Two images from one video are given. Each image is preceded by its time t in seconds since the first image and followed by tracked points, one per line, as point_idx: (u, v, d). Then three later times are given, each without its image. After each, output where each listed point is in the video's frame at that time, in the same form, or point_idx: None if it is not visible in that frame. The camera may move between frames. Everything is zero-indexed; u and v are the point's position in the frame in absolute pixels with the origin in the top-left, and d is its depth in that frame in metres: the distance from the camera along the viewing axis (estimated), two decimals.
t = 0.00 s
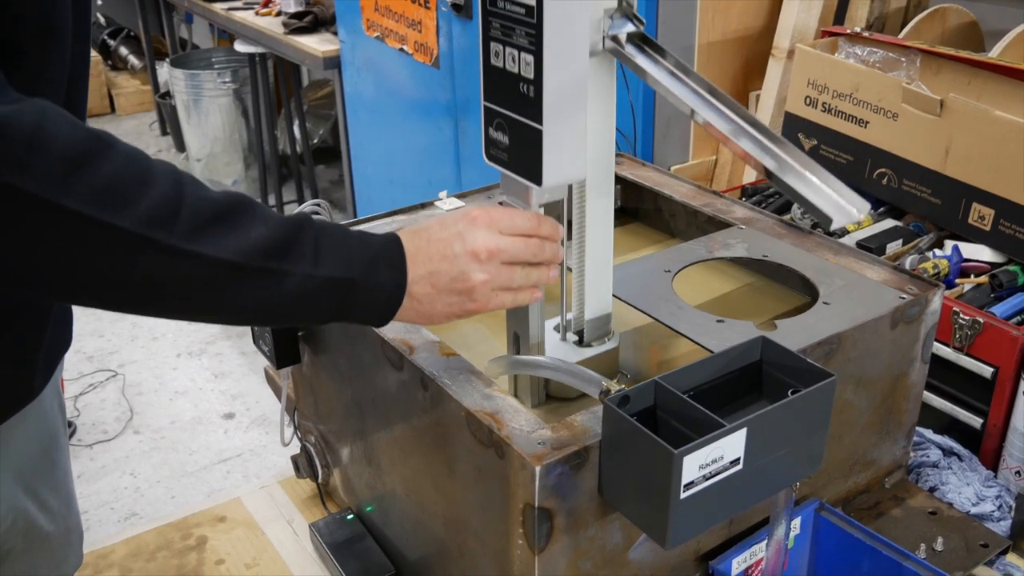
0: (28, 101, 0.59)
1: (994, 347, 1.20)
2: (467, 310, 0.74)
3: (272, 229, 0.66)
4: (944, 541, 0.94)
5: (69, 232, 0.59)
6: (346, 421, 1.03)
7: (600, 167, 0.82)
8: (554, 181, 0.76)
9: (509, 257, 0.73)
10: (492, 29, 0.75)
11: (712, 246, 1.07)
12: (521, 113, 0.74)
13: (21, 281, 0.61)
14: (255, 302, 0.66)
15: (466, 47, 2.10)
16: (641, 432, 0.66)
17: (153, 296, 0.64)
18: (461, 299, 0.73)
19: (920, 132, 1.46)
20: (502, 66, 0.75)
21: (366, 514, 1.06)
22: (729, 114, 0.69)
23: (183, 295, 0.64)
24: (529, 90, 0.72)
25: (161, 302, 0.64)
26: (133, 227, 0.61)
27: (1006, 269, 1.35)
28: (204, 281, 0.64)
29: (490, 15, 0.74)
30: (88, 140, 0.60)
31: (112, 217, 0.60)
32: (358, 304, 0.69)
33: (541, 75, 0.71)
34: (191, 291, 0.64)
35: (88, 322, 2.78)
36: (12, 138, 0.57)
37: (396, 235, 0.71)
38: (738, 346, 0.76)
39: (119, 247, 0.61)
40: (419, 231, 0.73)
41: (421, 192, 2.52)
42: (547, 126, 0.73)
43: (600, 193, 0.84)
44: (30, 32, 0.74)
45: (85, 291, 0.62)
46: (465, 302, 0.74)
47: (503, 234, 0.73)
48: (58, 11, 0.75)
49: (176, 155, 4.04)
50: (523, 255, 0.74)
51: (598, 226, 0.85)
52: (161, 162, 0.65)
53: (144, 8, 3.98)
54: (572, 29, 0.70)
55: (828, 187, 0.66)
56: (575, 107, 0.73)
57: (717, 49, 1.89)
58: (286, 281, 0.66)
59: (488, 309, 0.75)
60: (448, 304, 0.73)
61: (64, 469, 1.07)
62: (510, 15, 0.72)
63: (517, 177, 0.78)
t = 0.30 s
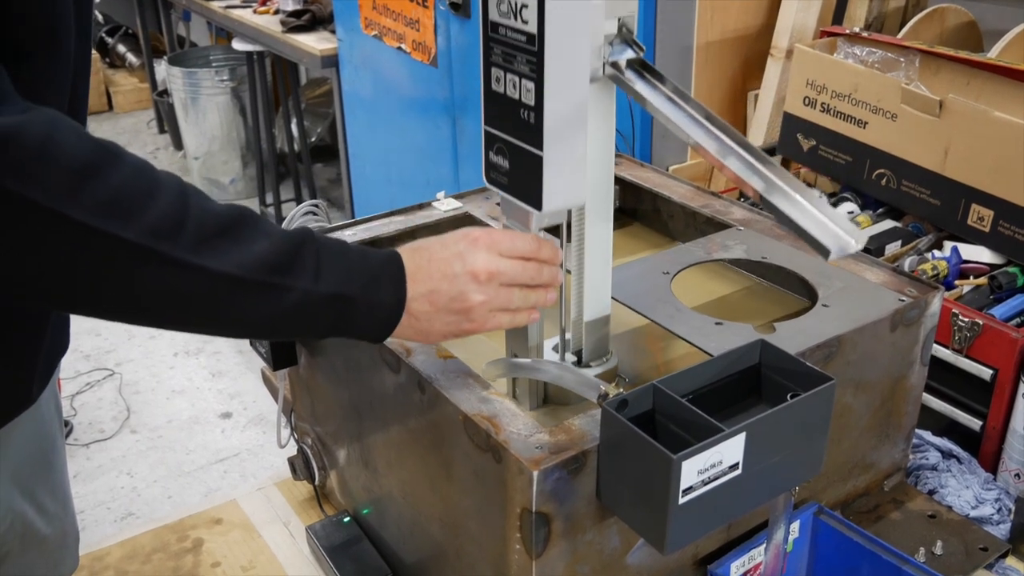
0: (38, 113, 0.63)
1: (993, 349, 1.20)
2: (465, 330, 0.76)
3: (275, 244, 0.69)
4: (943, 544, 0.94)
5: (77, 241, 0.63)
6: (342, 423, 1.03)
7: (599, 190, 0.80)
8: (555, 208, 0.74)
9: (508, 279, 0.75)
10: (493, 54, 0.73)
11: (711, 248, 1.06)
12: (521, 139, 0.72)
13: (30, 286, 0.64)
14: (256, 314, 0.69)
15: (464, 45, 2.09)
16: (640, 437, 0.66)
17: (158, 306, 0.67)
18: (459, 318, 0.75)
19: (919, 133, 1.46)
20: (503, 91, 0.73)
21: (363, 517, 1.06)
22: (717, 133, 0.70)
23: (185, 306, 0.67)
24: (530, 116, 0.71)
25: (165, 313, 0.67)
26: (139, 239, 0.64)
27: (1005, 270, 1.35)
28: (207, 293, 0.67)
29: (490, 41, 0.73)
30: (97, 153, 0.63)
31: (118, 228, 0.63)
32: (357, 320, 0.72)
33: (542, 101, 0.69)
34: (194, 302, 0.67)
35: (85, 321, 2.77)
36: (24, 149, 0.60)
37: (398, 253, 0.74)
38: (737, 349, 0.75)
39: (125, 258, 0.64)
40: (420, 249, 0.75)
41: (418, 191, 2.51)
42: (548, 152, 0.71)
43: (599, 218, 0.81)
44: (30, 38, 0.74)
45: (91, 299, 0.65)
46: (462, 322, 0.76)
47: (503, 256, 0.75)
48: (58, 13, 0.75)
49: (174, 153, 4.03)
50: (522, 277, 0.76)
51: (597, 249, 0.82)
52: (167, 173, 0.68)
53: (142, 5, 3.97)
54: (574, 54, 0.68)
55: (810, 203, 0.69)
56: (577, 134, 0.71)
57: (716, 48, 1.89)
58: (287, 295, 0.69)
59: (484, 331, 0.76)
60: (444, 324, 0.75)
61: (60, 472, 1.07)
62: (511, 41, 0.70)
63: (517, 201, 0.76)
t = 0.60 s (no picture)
0: (47, 128, 0.63)
1: (995, 363, 1.20)
2: (467, 356, 0.76)
3: (281, 263, 0.69)
4: (945, 560, 0.93)
5: (86, 258, 0.63)
6: (342, 435, 1.03)
7: (601, 233, 0.80)
8: (559, 244, 0.75)
9: (510, 307, 0.75)
10: (497, 90, 0.74)
11: (712, 261, 1.07)
12: (525, 176, 0.73)
13: (36, 302, 0.64)
14: (260, 333, 0.69)
15: (464, 53, 2.10)
16: (641, 454, 0.66)
17: (163, 323, 0.67)
18: (461, 344, 0.75)
19: (921, 145, 1.46)
20: (507, 128, 0.74)
21: (363, 530, 1.05)
22: (711, 163, 0.71)
23: (190, 323, 0.67)
24: (535, 153, 0.72)
25: (170, 329, 0.67)
26: (147, 255, 0.64)
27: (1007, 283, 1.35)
28: (213, 311, 0.67)
29: (494, 78, 0.74)
30: (106, 169, 0.64)
31: (128, 245, 0.64)
32: (362, 338, 0.72)
33: (547, 140, 0.70)
34: (199, 320, 0.67)
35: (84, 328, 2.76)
36: (34, 164, 0.61)
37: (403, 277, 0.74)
38: (739, 365, 0.75)
39: (132, 274, 0.64)
40: (427, 273, 0.75)
41: (418, 199, 2.51)
42: (552, 191, 0.72)
43: (604, 253, 0.81)
44: (32, 51, 0.74)
45: (97, 314, 0.66)
46: (464, 348, 0.75)
47: (508, 283, 0.75)
48: (60, 26, 0.75)
49: (174, 158, 4.03)
50: (525, 305, 0.75)
51: (600, 286, 0.82)
52: (175, 190, 0.68)
53: (143, 10, 3.97)
54: (578, 93, 0.69)
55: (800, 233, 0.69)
56: (580, 172, 0.72)
57: (716, 58, 1.89)
58: (292, 314, 0.69)
59: (485, 355, 0.76)
60: (447, 347, 0.75)
61: (61, 485, 1.06)
62: (516, 79, 0.71)
63: (520, 235, 0.77)
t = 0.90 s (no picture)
0: (60, 138, 0.63)
1: (1000, 370, 1.20)
2: (470, 371, 0.78)
3: (290, 274, 0.70)
4: (949, 568, 0.93)
5: (98, 268, 0.63)
6: (345, 441, 1.03)
7: (606, 248, 0.81)
8: (564, 263, 0.77)
9: (516, 324, 0.77)
10: (504, 112, 0.76)
11: (715, 268, 1.07)
12: (532, 196, 0.75)
13: (47, 311, 0.64)
14: (268, 343, 0.69)
15: (468, 57, 2.10)
16: (645, 463, 0.65)
17: (172, 333, 0.67)
18: (464, 358, 0.77)
19: (925, 151, 1.45)
20: (515, 148, 0.76)
21: (366, 536, 1.05)
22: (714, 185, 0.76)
23: (199, 333, 0.67)
24: (542, 174, 0.73)
25: (179, 339, 0.68)
26: (159, 267, 0.64)
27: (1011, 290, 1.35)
28: (222, 321, 0.67)
29: (502, 99, 0.76)
30: (118, 180, 0.64)
31: (141, 256, 0.64)
32: (368, 347, 0.73)
33: (553, 161, 0.72)
34: (208, 330, 0.67)
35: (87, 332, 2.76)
36: (46, 174, 0.60)
37: (408, 291, 0.76)
38: (743, 373, 0.75)
39: (143, 285, 0.64)
40: (434, 288, 0.77)
41: (420, 203, 2.52)
42: (558, 211, 0.74)
43: (607, 273, 0.83)
44: (39, 59, 0.74)
45: (107, 324, 0.66)
46: (468, 363, 0.77)
47: (514, 300, 0.77)
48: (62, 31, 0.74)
49: (177, 161, 4.03)
50: (530, 323, 0.78)
51: (604, 302, 0.83)
52: (186, 202, 0.69)
53: (145, 14, 3.97)
54: (586, 117, 0.71)
55: (793, 250, 0.75)
56: (586, 193, 0.74)
57: (719, 64, 1.89)
58: (300, 325, 0.70)
59: (490, 370, 0.78)
60: (450, 361, 0.77)
61: (66, 491, 1.06)
62: (524, 101, 0.73)
63: (526, 255, 0.79)
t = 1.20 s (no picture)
0: (69, 143, 0.64)
1: (1002, 376, 1.20)
2: (477, 375, 0.79)
3: (296, 277, 0.70)
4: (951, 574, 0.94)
5: (105, 271, 0.64)
6: (350, 446, 1.03)
7: (611, 256, 0.81)
8: (569, 270, 0.77)
9: (523, 329, 0.78)
10: (511, 119, 0.76)
11: (717, 275, 1.07)
12: (539, 203, 0.76)
13: (58, 316, 0.65)
14: (274, 346, 0.70)
15: (472, 62, 2.11)
16: (649, 470, 0.66)
17: (178, 337, 0.68)
18: (471, 363, 0.78)
19: (928, 158, 1.46)
20: (521, 156, 0.76)
21: (370, 541, 1.06)
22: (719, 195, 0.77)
23: (205, 335, 0.68)
24: (548, 181, 0.74)
25: (185, 341, 0.68)
26: (165, 267, 0.65)
27: (1013, 297, 1.36)
28: (228, 323, 0.68)
29: (509, 107, 0.76)
30: (126, 184, 0.65)
31: (147, 257, 0.65)
32: (373, 348, 0.74)
33: (560, 168, 0.72)
34: (214, 332, 0.68)
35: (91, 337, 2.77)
36: (55, 179, 0.61)
37: (415, 295, 0.76)
38: (745, 381, 0.76)
39: (150, 287, 0.65)
40: (441, 293, 0.78)
41: (424, 208, 2.52)
42: (564, 218, 0.74)
43: (613, 281, 0.82)
44: (47, 67, 0.75)
45: (114, 326, 0.66)
46: (475, 367, 0.78)
47: (522, 306, 0.78)
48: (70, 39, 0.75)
49: (181, 166, 4.04)
50: (537, 329, 0.78)
51: (609, 309, 0.83)
52: (193, 205, 0.69)
53: (150, 18, 3.98)
54: (594, 125, 0.72)
55: (797, 258, 0.76)
56: (592, 201, 0.75)
57: (723, 70, 1.89)
58: (305, 327, 0.70)
59: (497, 375, 0.79)
60: (457, 365, 0.77)
61: (72, 496, 1.07)
62: (531, 108, 0.74)
63: (532, 262, 0.79)
